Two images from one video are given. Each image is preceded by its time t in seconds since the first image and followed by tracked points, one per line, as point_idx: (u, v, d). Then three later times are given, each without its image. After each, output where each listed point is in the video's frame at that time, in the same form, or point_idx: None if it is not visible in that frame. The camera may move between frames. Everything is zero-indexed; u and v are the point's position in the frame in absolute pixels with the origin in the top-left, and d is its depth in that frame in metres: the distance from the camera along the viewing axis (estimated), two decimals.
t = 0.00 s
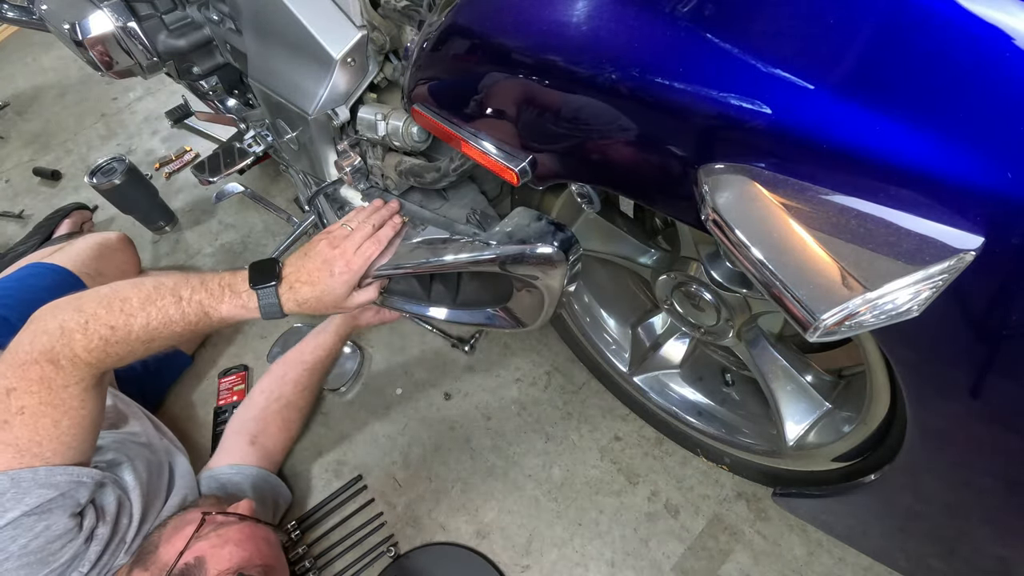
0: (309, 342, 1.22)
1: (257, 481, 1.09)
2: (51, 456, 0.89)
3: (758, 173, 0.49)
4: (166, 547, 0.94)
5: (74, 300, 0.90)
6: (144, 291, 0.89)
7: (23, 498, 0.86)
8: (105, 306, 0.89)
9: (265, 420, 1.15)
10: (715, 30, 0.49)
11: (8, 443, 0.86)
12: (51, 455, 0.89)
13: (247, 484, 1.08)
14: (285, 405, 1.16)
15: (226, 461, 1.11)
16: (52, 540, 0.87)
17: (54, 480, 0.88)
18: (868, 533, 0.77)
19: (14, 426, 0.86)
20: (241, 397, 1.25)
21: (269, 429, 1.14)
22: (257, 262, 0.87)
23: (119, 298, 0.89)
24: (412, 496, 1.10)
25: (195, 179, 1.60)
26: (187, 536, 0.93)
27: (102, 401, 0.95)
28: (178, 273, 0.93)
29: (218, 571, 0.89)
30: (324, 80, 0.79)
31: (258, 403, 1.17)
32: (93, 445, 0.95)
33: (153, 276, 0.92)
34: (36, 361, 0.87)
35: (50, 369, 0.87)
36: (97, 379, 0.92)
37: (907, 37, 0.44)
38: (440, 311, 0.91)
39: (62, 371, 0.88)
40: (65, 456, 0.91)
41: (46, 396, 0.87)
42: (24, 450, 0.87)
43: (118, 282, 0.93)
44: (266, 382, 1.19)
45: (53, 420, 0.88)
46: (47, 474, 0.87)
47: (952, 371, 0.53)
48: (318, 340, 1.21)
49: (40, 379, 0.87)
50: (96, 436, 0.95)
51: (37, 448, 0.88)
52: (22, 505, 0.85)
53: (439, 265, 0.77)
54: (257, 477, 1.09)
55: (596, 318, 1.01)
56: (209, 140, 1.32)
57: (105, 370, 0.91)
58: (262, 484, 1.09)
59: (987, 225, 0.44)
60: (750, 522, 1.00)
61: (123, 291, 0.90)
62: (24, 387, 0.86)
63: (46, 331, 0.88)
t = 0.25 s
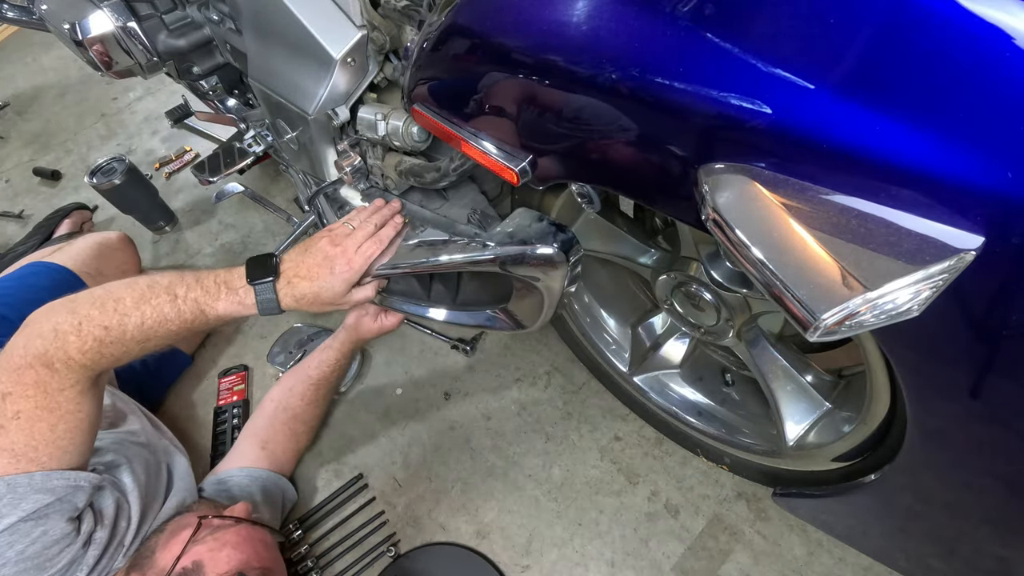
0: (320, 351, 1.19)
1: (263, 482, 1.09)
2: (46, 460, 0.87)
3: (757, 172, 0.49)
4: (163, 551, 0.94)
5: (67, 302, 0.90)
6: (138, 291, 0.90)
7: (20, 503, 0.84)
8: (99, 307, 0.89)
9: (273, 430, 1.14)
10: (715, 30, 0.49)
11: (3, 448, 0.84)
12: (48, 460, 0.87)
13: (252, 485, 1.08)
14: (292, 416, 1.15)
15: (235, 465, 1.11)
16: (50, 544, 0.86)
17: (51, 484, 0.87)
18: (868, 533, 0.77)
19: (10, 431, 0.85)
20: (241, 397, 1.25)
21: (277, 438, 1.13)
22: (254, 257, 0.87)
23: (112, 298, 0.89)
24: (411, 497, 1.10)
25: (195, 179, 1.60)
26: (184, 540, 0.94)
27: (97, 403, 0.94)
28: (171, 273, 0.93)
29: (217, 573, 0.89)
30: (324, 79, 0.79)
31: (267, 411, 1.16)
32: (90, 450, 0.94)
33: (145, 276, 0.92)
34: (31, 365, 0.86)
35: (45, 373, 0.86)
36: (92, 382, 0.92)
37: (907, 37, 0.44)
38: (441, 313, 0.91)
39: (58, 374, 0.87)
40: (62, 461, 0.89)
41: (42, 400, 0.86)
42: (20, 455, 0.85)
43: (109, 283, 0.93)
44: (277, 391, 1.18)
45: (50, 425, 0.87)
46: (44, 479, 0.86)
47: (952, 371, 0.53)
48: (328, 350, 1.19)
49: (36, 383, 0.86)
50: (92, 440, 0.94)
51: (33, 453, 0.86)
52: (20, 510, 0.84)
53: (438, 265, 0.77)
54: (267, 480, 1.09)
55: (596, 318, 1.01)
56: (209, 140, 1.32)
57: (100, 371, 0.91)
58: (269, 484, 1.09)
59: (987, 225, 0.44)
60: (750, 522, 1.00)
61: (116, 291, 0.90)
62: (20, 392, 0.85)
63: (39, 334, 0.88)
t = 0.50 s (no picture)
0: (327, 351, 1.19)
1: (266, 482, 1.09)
2: (40, 462, 0.88)
3: (758, 172, 0.49)
4: (162, 551, 0.94)
5: (58, 300, 0.89)
6: (130, 288, 0.88)
7: (15, 506, 0.85)
8: (91, 304, 0.87)
9: (279, 430, 1.14)
10: (715, 30, 0.49)
11: None
12: (42, 462, 0.88)
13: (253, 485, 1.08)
14: (298, 416, 1.15)
15: (238, 466, 1.11)
16: (47, 546, 0.87)
17: (48, 486, 0.88)
18: (868, 533, 0.77)
19: (3, 433, 0.85)
20: (241, 397, 1.26)
21: (282, 439, 1.13)
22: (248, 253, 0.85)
23: (104, 296, 0.88)
24: (411, 497, 1.10)
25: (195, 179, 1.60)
26: (184, 540, 0.94)
27: (91, 403, 0.94)
28: (165, 269, 0.92)
29: (217, 573, 0.90)
30: (324, 80, 0.79)
31: (274, 410, 1.16)
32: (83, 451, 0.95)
33: (138, 273, 0.91)
34: (23, 365, 0.86)
35: (37, 373, 0.86)
36: (86, 382, 0.91)
37: (907, 36, 0.44)
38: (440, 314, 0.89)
39: (49, 374, 0.86)
40: (56, 463, 0.90)
41: (34, 401, 0.86)
42: (14, 457, 0.86)
43: (101, 280, 0.92)
44: (283, 391, 1.18)
45: (42, 426, 0.87)
46: (40, 481, 0.87)
47: (952, 371, 0.53)
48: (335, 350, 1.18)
49: (27, 384, 0.86)
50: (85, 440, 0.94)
51: (27, 455, 0.87)
52: (15, 513, 0.85)
53: (438, 265, 0.77)
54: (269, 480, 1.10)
55: (596, 318, 1.01)
56: (209, 140, 1.32)
57: (94, 369, 0.90)
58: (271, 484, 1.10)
59: (987, 225, 0.44)
60: (750, 522, 1.00)
61: (108, 289, 0.89)
62: (12, 393, 0.85)
63: (31, 333, 0.87)
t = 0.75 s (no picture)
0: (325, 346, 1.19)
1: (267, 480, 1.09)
2: (44, 438, 0.89)
3: (757, 173, 0.49)
4: (177, 532, 0.93)
5: (59, 283, 0.90)
6: (130, 278, 0.89)
7: (26, 480, 0.86)
8: (89, 290, 0.88)
9: (278, 425, 1.14)
10: (714, 31, 0.49)
11: None
12: (46, 438, 0.89)
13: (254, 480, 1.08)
14: (297, 412, 1.15)
15: (237, 459, 1.11)
16: (58, 520, 0.88)
17: (57, 460, 0.89)
18: (868, 533, 0.77)
19: (5, 409, 0.86)
20: (241, 397, 1.26)
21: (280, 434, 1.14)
22: (246, 254, 0.85)
23: (103, 282, 0.88)
24: (412, 496, 1.10)
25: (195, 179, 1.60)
26: (200, 522, 0.94)
27: (91, 386, 0.94)
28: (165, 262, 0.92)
29: (228, 562, 0.90)
30: (324, 80, 0.79)
31: (271, 405, 1.16)
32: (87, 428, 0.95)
33: (139, 263, 0.91)
34: (21, 343, 0.87)
35: (33, 351, 0.86)
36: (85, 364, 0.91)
37: (906, 37, 0.44)
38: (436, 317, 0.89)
39: (45, 352, 0.86)
40: (61, 438, 0.91)
41: (31, 377, 0.86)
42: (17, 432, 0.87)
43: (102, 268, 0.92)
44: (281, 385, 1.18)
45: (42, 403, 0.88)
46: (48, 456, 0.88)
47: (952, 371, 0.53)
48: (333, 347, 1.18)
49: (25, 361, 0.86)
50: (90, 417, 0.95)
51: (30, 430, 0.87)
52: (27, 486, 0.86)
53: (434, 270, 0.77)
54: (268, 476, 1.09)
55: (596, 318, 1.01)
56: (209, 140, 1.32)
57: (91, 357, 0.90)
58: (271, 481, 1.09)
59: (986, 225, 0.44)
60: (750, 522, 1.00)
61: (108, 276, 0.89)
62: (11, 369, 0.86)
63: (30, 313, 0.88)
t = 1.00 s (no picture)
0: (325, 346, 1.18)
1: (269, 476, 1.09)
2: (48, 428, 0.89)
3: (758, 173, 0.49)
4: (188, 527, 0.94)
5: (61, 278, 0.92)
6: (130, 274, 0.90)
7: (34, 469, 0.86)
8: (89, 286, 0.90)
9: (278, 426, 1.14)
10: (715, 30, 0.49)
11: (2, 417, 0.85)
12: (50, 428, 0.89)
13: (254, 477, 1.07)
14: (298, 413, 1.15)
15: (238, 461, 1.12)
16: (65, 508, 0.88)
17: (63, 450, 0.89)
18: (868, 533, 0.77)
19: (7, 401, 0.86)
20: (241, 397, 1.25)
21: (281, 435, 1.14)
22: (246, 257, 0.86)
23: (104, 278, 0.90)
24: (412, 497, 1.10)
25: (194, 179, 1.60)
26: (210, 518, 0.94)
27: (91, 380, 0.96)
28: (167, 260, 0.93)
29: (234, 560, 0.90)
30: (324, 80, 0.78)
31: (270, 407, 1.16)
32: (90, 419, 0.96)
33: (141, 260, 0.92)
34: (22, 336, 0.89)
35: (34, 344, 0.89)
36: (85, 358, 0.93)
37: (906, 37, 0.44)
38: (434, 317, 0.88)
39: (46, 345, 0.89)
40: (65, 429, 0.91)
41: (34, 368, 0.88)
42: (20, 423, 0.86)
43: (106, 264, 0.94)
44: (282, 386, 1.18)
45: (44, 394, 0.89)
46: (55, 445, 0.88)
47: (952, 371, 0.53)
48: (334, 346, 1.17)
49: (27, 353, 0.88)
50: (91, 409, 0.96)
51: (32, 421, 0.87)
52: (33, 475, 0.86)
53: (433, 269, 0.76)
54: (268, 475, 1.09)
55: (596, 318, 1.01)
56: (209, 140, 1.32)
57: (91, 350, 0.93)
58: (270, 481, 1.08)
59: (987, 225, 0.44)
60: (750, 522, 1.00)
61: (110, 273, 0.91)
62: (12, 361, 0.87)
63: (31, 306, 0.90)
